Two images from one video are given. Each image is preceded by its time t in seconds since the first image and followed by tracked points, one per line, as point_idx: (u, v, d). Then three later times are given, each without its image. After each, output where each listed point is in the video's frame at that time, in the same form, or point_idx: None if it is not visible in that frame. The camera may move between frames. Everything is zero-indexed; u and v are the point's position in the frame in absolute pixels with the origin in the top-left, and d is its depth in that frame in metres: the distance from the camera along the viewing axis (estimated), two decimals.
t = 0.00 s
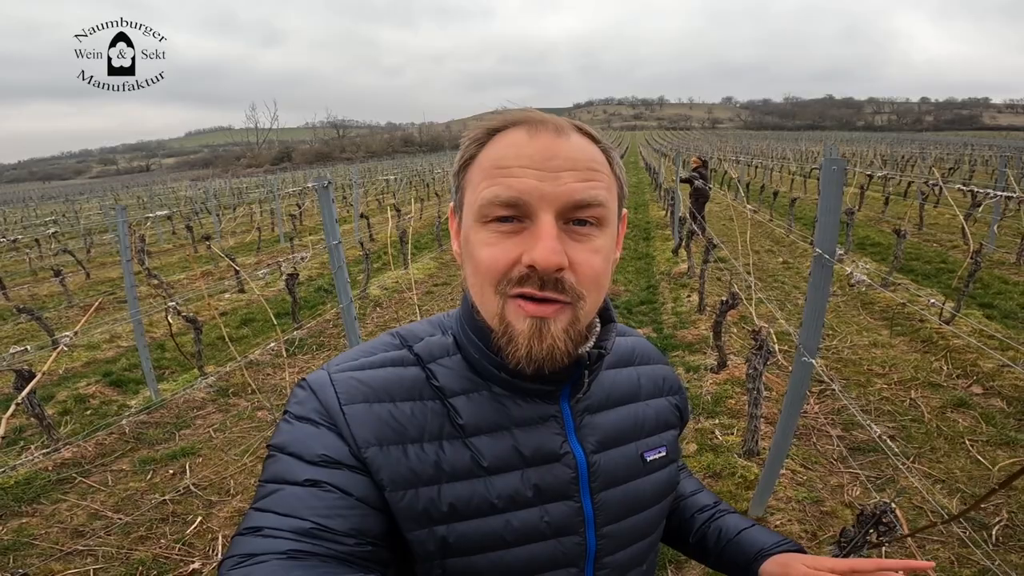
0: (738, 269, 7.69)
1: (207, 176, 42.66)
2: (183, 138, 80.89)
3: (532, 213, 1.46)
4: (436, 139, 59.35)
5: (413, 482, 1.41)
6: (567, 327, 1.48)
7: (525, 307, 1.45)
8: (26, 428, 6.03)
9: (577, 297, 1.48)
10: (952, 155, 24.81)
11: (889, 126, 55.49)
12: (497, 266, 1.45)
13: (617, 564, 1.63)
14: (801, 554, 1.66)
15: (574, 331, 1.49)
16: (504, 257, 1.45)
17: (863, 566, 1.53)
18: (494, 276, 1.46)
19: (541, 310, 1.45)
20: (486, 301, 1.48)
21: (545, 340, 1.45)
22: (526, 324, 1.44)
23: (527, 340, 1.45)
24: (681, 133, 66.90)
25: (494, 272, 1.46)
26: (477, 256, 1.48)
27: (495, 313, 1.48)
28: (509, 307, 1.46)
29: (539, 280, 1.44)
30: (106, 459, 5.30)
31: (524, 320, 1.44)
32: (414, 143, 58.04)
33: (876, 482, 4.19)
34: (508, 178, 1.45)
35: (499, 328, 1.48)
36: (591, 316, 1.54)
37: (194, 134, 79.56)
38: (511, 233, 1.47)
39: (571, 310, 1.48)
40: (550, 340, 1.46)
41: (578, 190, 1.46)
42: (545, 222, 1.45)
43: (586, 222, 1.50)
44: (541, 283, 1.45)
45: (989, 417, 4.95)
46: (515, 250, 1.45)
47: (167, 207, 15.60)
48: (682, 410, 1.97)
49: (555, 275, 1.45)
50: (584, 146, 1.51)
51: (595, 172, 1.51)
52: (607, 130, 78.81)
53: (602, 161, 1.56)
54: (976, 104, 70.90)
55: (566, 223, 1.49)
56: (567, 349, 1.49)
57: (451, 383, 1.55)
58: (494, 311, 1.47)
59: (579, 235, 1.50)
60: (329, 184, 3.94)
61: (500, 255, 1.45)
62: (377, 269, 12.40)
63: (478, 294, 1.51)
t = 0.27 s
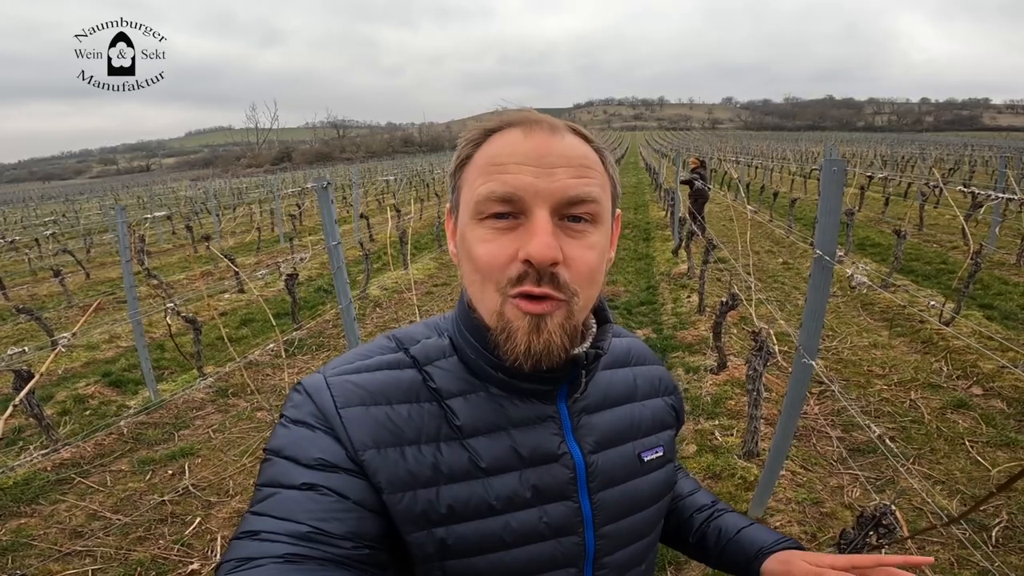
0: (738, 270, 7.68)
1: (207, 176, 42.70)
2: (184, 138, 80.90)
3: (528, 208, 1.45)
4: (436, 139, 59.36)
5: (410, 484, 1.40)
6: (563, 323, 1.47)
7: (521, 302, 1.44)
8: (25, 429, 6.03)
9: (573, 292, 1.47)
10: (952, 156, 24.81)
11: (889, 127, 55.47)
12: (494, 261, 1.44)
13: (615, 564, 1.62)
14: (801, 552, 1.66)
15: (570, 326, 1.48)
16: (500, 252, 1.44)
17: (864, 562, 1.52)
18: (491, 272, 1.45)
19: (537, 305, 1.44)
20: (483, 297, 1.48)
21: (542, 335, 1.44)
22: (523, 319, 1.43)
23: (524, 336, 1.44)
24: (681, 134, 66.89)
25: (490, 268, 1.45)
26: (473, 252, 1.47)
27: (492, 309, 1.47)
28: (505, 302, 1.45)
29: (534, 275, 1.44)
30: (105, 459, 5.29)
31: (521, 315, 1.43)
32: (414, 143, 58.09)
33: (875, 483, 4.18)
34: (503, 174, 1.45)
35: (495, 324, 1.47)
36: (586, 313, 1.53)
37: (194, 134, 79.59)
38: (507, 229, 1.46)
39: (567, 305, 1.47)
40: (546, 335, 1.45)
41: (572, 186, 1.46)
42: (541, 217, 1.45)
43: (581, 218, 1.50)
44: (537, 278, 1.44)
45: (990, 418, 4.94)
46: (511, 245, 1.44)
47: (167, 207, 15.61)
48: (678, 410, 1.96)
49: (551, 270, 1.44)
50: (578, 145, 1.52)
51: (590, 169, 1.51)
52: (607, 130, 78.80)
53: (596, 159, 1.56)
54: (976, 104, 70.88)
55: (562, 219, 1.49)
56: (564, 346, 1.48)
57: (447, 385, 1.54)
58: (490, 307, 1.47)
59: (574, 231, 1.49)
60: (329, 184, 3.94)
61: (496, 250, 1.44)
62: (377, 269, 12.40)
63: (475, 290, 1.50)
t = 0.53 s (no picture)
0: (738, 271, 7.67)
1: (206, 177, 42.69)
2: (183, 138, 80.86)
3: (526, 205, 1.44)
4: (435, 140, 59.37)
5: (410, 486, 1.39)
6: (563, 320, 1.45)
7: (521, 299, 1.42)
8: (23, 430, 6.00)
9: (572, 289, 1.45)
10: (951, 156, 24.83)
11: (888, 127, 55.52)
12: (493, 259, 1.43)
13: (616, 563, 1.60)
14: (800, 546, 1.67)
15: (569, 323, 1.47)
16: (499, 249, 1.43)
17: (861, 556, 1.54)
18: (489, 270, 1.44)
19: (536, 302, 1.42)
20: (482, 294, 1.46)
21: (541, 332, 1.42)
22: (522, 315, 1.41)
23: (524, 332, 1.42)
24: (680, 134, 66.90)
25: (489, 265, 1.43)
26: (473, 250, 1.46)
27: (491, 307, 1.46)
28: (505, 299, 1.43)
29: (533, 271, 1.42)
30: (103, 460, 5.27)
31: (520, 312, 1.42)
32: (414, 144, 58.12)
33: (876, 485, 4.17)
34: (501, 172, 1.44)
35: (494, 321, 1.45)
36: (585, 310, 1.52)
37: (194, 134, 79.58)
38: (506, 226, 1.45)
39: (567, 302, 1.45)
40: (546, 332, 1.43)
41: (570, 184, 1.46)
42: (539, 214, 1.44)
43: (579, 216, 1.49)
44: (536, 275, 1.42)
45: (990, 420, 4.93)
46: (509, 242, 1.43)
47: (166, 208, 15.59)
48: (675, 409, 1.95)
49: (550, 266, 1.43)
50: (576, 144, 1.51)
51: (587, 168, 1.51)
52: (607, 131, 78.83)
53: (593, 159, 1.56)
54: (975, 104, 70.90)
55: (560, 217, 1.47)
56: (563, 343, 1.46)
57: (446, 386, 1.52)
58: (489, 304, 1.45)
59: (572, 228, 1.48)
60: (327, 185, 3.92)
61: (495, 247, 1.43)
62: (377, 270, 12.39)
63: (474, 288, 1.49)
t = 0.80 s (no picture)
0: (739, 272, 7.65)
1: (204, 178, 42.62)
2: (181, 139, 80.80)
3: (518, 204, 1.41)
4: (434, 141, 59.40)
5: (411, 487, 1.36)
6: (559, 320, 1.41)
7: (516, 299, 1.39)
8: (19, 432, 5.96)
9: (568, 288, 1.42)
10: (950, 157, 24.84)
11: (886, 128, 55.60)
12: (486, 259, 1.39)
13: (619, 562, 1.56)
14: (800, 547, 1.63)
15: (566, 323, 1.43)
16: (492, 250, 1.39)
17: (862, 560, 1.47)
18: (483, 271, 1.41)
19: (532, 301, 1.39)
20: (476, 296, 1.43)
21: (537, 332, 1.39)
22: (518, 317, 1.38)
23: (519, 333, 1.38)
24: (679, 135, 66.94)
25: (483, 266, 1.40)
26: (466, 252, 1.43)
27: (486, 308, 1.42)
28: (499, 300, 1.40)
29: (527, 271, 1.38)
30: (100, 463, 5.23)
31: (516, 313, 1.38)
32: (413, 145, 58.11)
33: (879, 486, 4.14)
34: (492, 171, 1.41)
35: (489, 323, 1.42)
36: (582, 310, 1.48)
37: (192, 135, 79.47)
38: (499, 226, 1.42)
39: (563, 302, 1.41)
40: (542, 334, 1.39)
41: (562, 181, 1.42)
42: (532, 213, 1.40)
43: (573, 213, 1.45)
44: (531, 275, 1.39)
45: (992, 421, 4.91)
46: (502, 242, 1.40)
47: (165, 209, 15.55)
48: (676, 408, 1.91)
49: (544, 265, 1.39)
50: (567, 142, 1.48)
51: (579, 166, 1.47)
52: (605, 131, 78.86)
53: (585, 157, 1.52)
54: (973, 105, 71.04)
55: (553, 215, 1.44)
56: (560, 344, 1.43)
57: (445, 387, 1.49)
58: (484, 305, 1.42)
59: (566, 227, 1.44)
60: (326, 186, 3.88)
61: (489, 248, 1.40)
62: (376, 271, 12.35)
63: (469, 290, 1.46)
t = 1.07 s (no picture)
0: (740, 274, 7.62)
1: (202, 179, 42.55)
2: (179, 140, 80.72)
3: (514, 215, 1.37)
4: (432, 142, 59.46)
5: (417, 490, 1.33)
6: (557, 332, 1.37)
7: (512, 311, 1.35)
8: (16, 435, 5.90)
9: (566, 299, 1.37)
10: (949, 158, 24.85)
11: (884, 129, 55.70)
12: (483, 271, 1.36)
13: (626, 565, 1.52)
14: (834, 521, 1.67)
15: (565, 334, 1.39)
16: (489, 261, 1.36)
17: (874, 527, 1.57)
18: (480, 282, 1.37)
19: (528, 315, 1.35)
20: (476, 307, 1.40)
21: (535, 346, 1.36)
22: (516, 330, 1.35)
23: (518, 347, 1.36)
24: (677, 136, 66.99)
25: (480, 277, 1.37)
26: (464, 263, 1.40)
27: (484, 319, 1.39)
28: (497, 314, 1.37)
29: (523, 283, 1.34)
30: (97, 466, 5.18)
31: (514, 326, 1.35)
32: (411, 147, 58.10)
33: (884, 489, 4.11)
34: (489, 183, 1.37)
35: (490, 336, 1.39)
36: (582, 320, 1.44)
37: (190, 136, 79.38)
38: (496, 237, 1.38)
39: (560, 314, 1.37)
40: (540, 348, 1.36)
41: (560, 190, 1.37)
42: (528, 224, 1.36)
43: (571, 222, 1.40)
44: (528, 287, 1.35)
45: (996, 423, 4.88)
46: (499, 255, 1.36)
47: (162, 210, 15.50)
48: (682, 410, 1.85)
49: (540, 278, 1.35)
50: (567, 148, 1.42)
51: (577, 173, 1.42)
52: (604, 133, 78.91)
53: (585, 162, 1.46)
54: (971, 106, 71.13)
55: (550, 225, 1.39)
56: (559, 355, 1.40)
57: (450, 389, 1.46)
58: (484, 318, 1.39)
59: (563, 237, 1.39)
60: (325, 187, 3.84)
61: (485, 259, 1.36)
62: (375, 273, 12.31)
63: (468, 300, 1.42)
